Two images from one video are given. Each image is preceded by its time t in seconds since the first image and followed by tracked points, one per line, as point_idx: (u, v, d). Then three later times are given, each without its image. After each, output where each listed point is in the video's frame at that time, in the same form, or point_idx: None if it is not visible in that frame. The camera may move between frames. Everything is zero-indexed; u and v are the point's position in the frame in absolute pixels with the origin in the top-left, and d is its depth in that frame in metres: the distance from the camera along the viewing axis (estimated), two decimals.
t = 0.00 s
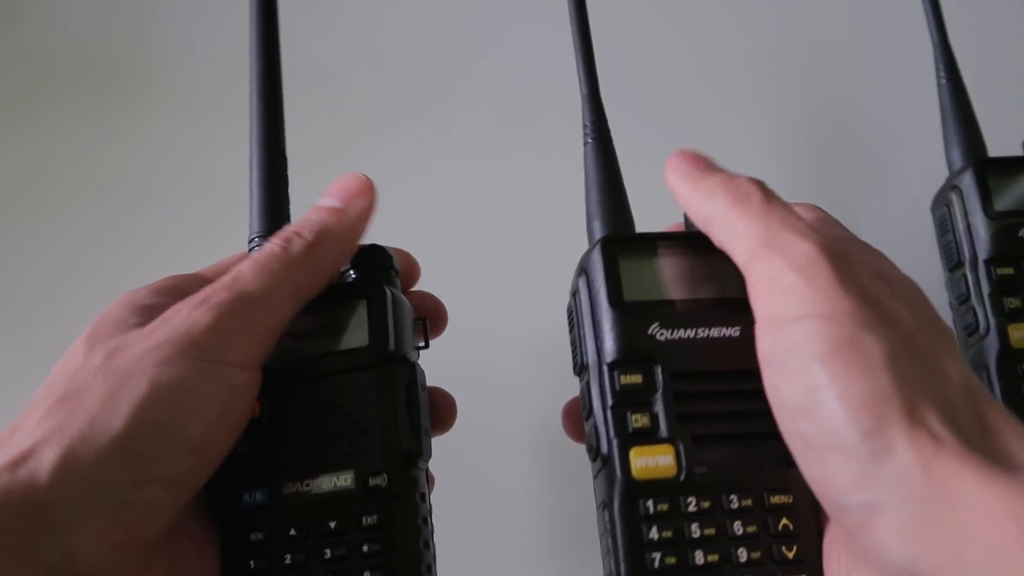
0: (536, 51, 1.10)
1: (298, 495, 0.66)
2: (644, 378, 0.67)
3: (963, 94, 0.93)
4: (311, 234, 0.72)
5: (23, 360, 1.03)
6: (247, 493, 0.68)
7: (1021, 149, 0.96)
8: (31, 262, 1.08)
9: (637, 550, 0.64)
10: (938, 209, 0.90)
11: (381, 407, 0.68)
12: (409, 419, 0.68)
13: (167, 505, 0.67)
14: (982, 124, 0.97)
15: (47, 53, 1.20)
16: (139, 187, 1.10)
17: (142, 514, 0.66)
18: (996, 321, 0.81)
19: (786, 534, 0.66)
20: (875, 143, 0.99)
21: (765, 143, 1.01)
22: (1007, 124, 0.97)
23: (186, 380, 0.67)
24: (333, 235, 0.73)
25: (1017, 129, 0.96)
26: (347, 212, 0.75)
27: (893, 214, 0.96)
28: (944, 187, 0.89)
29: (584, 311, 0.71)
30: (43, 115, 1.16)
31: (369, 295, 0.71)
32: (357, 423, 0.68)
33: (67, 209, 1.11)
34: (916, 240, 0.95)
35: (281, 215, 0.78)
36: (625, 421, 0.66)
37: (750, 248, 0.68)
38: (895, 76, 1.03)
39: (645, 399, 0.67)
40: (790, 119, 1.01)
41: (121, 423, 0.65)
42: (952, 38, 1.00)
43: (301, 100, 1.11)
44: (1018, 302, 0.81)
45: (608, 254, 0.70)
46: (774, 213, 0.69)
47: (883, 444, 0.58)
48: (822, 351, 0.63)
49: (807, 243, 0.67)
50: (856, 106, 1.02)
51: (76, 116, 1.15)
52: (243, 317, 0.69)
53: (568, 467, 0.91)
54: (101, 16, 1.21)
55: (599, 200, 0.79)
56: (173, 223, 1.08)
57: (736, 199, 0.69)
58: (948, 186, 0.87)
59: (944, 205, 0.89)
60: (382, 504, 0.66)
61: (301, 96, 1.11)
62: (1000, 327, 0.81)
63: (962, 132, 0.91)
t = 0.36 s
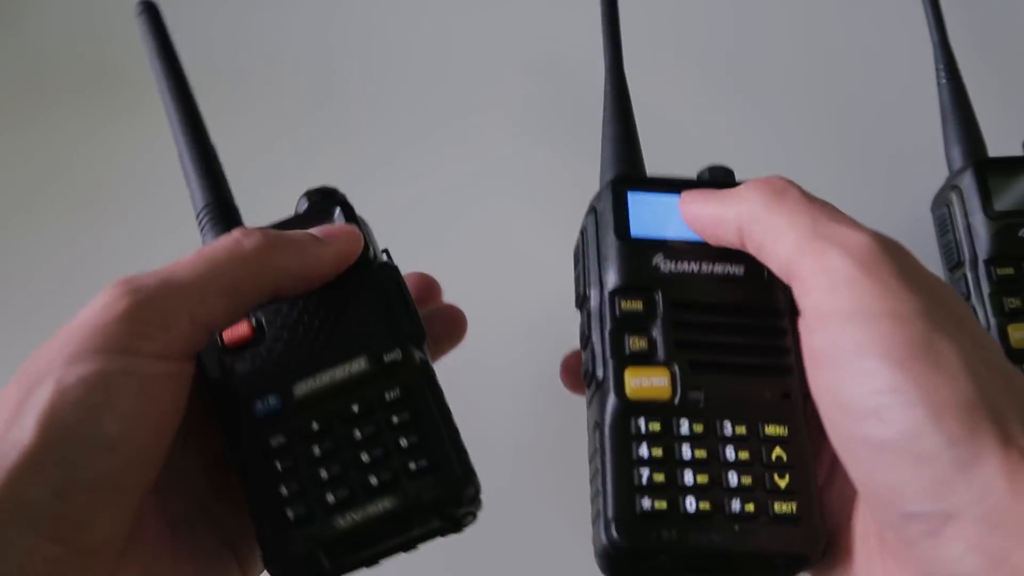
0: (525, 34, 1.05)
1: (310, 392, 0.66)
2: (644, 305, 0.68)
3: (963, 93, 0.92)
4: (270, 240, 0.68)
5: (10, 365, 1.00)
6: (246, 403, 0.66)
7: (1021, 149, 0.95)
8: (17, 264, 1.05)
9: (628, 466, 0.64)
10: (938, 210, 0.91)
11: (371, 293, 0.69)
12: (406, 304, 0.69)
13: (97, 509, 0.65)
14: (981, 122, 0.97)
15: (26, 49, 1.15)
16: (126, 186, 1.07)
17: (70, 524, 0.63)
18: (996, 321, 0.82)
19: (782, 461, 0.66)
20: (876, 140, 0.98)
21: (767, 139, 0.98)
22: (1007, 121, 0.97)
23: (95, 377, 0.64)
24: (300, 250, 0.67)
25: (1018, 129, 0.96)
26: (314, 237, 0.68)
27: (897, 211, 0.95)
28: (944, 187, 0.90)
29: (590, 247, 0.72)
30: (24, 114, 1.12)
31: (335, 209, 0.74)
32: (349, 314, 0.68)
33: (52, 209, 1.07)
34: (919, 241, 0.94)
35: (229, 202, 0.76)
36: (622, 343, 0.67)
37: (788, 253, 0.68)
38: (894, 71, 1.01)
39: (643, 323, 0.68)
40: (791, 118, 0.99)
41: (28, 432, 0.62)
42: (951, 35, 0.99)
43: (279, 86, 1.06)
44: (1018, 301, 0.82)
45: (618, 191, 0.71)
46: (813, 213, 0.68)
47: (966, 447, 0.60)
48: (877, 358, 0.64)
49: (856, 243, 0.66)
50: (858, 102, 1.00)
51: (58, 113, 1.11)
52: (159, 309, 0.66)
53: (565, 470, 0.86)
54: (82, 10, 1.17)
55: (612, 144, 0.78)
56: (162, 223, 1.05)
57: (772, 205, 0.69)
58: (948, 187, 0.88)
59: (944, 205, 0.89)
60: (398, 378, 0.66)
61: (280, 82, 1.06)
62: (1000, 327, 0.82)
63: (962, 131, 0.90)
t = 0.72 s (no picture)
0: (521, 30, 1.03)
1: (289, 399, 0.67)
2: (619, 277, 0.66)
3: (963, 93, 0.92)
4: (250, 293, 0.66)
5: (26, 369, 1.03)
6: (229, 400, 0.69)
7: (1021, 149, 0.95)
8: (25, 268, 1.07)
9: (578, 447, 0.64)
10: (938, 210, 0.92)
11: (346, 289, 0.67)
12: (382, 295, 0.67)
13: None
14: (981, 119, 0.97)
15: (25, 54, 1.16)
16: (129, 191, 1.08)
17: None
18: (996, 321, 0.83)
19: (735, 453, 0.64)
20: (876, 140, 0.98)
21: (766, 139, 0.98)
22: (1008, 119, 0.96)
23: (98, 457, 0.64)
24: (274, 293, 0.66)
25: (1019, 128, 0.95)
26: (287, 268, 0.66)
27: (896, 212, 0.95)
28: (945, 186, 0.90)
29: (578, 204, 0.70)
30: (25, 119, 1.13)
31: (318, 190, 0.69)
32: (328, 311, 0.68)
33: (56, 214, 1.09)
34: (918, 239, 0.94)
35: (245, 180, 0.77)
36: (591, 316, 0.67)
37: (782, 310, 0.63)
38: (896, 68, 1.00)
39: (616, 297, 0.67)
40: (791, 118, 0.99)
41: (31, 506, 0.62)
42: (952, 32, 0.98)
43: (277, 86, 1.06)
44: (1019, 301, 0.82)
45: (610, 147, 0.69)
46: (804, 264, 0.63)
47: (1004, 509, 0.57)
48: (881, 421, 0.61)
49: (859, 304, 0.62)
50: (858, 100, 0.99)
51: (59, 118, 1.12)
52: (169, 385, 0.65)
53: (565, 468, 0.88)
54: (79, 11, 1.17)
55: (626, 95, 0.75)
56: (167, 228, 1.06)
57: (755, 254, 0.63)
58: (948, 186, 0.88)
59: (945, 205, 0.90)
60: (370, 380, 0.66)
61: (278, 83, 1.06)
62: (1000, 327, 0.82)
63: (962, 131, 0.90)
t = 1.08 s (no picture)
0: (518, 29, 1.03)
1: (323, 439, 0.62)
2: (611, 285, 0.60)
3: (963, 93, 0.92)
4: (305, 404, 0.58)
5: (33, 368, 1.05)
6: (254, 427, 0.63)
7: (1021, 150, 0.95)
8: (30, 270, 1.08)
9: (573, 464, 0.60)
10: (938, 210, 0.92)
11: (391, 318, 0.63)
12: (434, 329, 0.65)
13: None
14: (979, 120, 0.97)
15: (22, 55, 1.16)
16: (131, 192, 1.09)
17: None
18: (996, 321, 0.83)
19: (734, 469, 0.59)
20: (873, 142, 0.97)
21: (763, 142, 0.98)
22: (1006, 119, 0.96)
23: (88, 519, 0.58)
24: (335, 416, 0.58)
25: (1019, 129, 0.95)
26: (353, 396, 0.58)
27: (893, 214, 0.96)
28: (945, 186, 0.91)
29: (569, 201, 0.63)
30: (26, 122, 1.13)
31: (373, 199, 0.65)
32: (372, 337, 0.63)
33: (59, 215, 1.10)
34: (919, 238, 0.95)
35: (267, 148, 0.69)
36: (583, 330, 0.60)
37: (732, 428, 0.54)
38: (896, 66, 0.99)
39: (607, 308, 0.60)
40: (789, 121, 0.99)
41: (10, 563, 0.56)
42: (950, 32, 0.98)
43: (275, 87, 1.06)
44: (1019, 301, 0.82)
45: (600, 138, 0.61)
46: (748, 383, 0.53)
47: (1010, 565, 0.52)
48: (879, 504, 0.55)
49: (824, 412, 0.52)
50: (858, 100, 0.98)
51: (59, 120, 1.13)
52: (182, 468, 0.58)
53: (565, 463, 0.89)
54: (75, 12, 1.17)
55: (626, 67, 0.68)
56: (167, 228, 1.07)
57: (693, 398, 0.53)
58: (949, 187, 0.89)
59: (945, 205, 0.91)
60: (414, 422, 0.63)
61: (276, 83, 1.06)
62: (1001, 327, 0.82)
63: (962, 131, 0.90)
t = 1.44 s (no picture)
0: (515, 26, 1.02)
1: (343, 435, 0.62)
2: (610, 288, 0.60)
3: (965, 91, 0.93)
4: (332, 417, 0.57)
5: (66, 364, 1.11)
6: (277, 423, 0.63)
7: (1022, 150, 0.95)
8: (55, 270, 1.13)
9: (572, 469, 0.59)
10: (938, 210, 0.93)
11: (426, 342, 0.62)
12: (469, 356, 0.63)
13: None
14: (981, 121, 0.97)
15: (24, 57, 1.16)
16: (142, 193, 1.11)
17: None
18: (997, 321, 0.84)
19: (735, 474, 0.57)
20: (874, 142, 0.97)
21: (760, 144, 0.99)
22: (1009, 119, 0.96)
23: (112, 532, 0.56)
24: (360, 430, 0.57)
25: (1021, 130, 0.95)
26: (378, 409, 0.57)
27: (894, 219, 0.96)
28: (946, 187, 0.92)
29: (569, 203, 0.63)
30: (34, 125, 1.15)
31: (430, 213, 0.63)
32: (406, 356, 0.62)
33: (76, 218, 1.13)
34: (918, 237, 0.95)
35: (340, 130, 0.67)
36: (581, 331, 0.60)
37: (727, 469, 0.51)
38: (898, 65, 0.98)
39: (606, 310, 0.60)
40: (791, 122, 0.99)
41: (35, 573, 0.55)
42: (952, 32, 0.97)
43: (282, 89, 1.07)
44: (1019, 301, 0.83)
45: (598, 140, 0.61)
46: (735, 425, 0.50)
47: None
48: (870, 538, 0.52)
49: (815, 451, 0.49)
50: (860, 102, 0.98)
51: (68, 123, 1.13)
52: (208, 481, 0.56)
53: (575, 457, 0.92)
54: (72, 11, 1.16)
55: (627, 64, 0.68)
56: (180, 230, 1.09)
57: (680, 443, 0.50)
58: (948, 187, 0.90)
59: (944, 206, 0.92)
60: (437, 449, 0.63)
61: (281, 86, 1.07)
62: (1001, 326, 0.83)
63: (963, 130, 0.91)
